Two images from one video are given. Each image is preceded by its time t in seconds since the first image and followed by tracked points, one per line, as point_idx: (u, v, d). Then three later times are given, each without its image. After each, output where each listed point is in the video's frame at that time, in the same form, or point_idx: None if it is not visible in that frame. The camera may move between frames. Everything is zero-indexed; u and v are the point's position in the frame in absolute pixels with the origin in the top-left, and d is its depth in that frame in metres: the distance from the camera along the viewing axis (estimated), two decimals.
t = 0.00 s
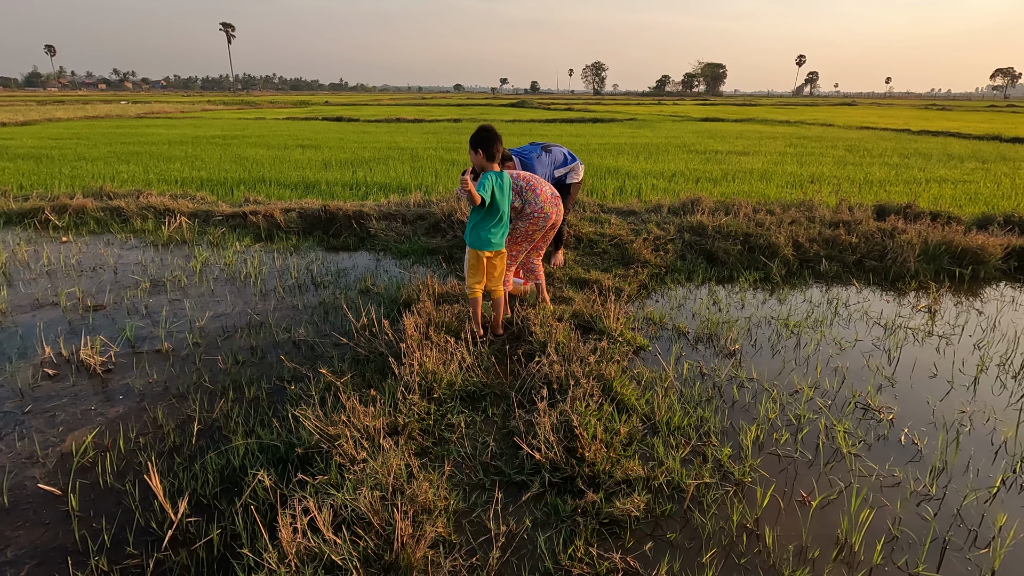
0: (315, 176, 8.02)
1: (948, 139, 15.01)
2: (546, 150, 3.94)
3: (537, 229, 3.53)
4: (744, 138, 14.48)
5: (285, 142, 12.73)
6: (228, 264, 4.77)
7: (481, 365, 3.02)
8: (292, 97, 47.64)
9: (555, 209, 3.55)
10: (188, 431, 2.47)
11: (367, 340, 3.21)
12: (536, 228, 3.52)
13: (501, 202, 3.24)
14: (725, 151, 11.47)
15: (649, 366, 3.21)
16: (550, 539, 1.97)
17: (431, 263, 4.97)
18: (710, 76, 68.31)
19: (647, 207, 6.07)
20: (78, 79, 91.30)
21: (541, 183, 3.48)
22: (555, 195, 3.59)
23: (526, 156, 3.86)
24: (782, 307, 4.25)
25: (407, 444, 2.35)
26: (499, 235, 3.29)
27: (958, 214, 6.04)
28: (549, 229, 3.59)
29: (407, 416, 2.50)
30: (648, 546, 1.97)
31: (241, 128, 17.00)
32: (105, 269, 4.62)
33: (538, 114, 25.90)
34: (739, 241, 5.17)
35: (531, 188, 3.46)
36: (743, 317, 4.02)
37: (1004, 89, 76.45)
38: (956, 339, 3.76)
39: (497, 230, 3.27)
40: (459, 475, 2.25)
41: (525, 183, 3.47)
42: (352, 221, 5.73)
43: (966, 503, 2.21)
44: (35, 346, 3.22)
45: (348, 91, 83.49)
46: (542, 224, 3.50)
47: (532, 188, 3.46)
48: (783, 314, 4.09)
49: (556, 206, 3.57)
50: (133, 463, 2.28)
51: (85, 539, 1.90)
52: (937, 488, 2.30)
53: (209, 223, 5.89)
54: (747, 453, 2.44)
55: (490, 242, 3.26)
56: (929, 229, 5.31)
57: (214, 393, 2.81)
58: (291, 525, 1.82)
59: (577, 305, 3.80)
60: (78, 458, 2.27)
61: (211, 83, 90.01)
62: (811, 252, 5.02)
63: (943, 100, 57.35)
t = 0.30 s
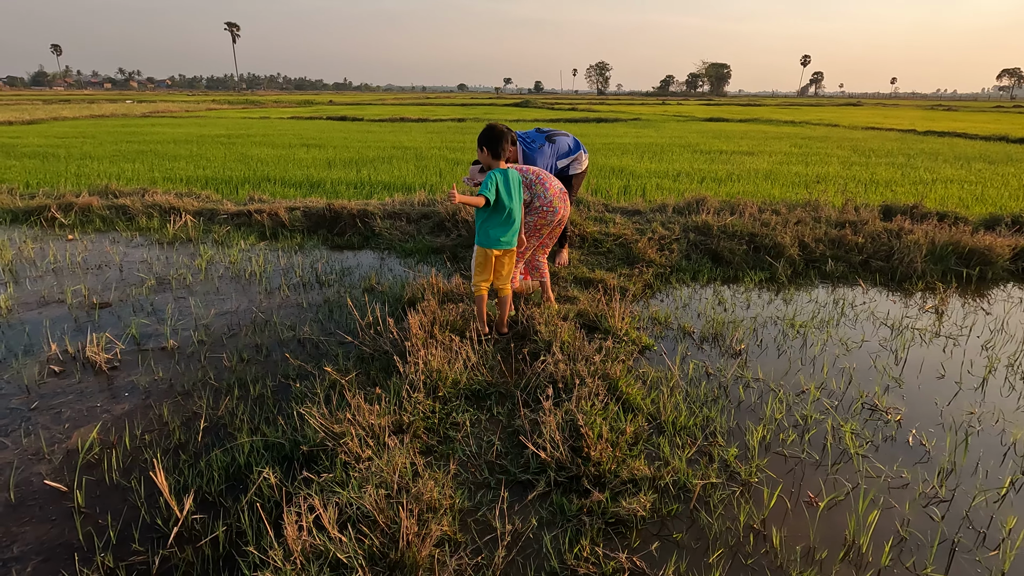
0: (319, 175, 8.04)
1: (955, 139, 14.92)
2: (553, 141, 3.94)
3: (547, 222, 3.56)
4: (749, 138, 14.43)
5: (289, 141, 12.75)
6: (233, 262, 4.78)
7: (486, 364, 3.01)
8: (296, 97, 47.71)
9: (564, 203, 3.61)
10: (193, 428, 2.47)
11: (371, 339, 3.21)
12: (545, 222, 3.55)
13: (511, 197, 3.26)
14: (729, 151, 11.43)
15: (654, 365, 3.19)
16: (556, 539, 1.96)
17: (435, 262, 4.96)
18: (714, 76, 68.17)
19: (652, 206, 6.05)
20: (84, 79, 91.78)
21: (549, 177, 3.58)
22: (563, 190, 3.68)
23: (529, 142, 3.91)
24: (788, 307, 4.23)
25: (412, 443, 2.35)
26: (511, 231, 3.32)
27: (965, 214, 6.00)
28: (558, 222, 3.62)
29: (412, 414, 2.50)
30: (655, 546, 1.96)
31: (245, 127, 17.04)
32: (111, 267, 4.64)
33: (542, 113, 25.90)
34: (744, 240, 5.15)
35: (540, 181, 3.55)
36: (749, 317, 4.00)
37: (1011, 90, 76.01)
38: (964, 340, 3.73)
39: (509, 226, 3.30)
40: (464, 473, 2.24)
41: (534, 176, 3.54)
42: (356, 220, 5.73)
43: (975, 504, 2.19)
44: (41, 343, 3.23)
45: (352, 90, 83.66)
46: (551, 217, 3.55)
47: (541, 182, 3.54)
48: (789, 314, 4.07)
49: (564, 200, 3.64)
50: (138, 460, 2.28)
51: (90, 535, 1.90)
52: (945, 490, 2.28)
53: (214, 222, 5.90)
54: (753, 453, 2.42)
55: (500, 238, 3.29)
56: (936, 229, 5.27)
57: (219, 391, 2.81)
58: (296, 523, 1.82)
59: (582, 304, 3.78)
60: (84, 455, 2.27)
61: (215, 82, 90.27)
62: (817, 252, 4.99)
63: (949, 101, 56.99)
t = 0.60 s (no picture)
0: (323, 172, 8.01)
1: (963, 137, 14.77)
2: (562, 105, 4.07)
3: (551, 214, 3.53)
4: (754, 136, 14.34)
5: (293, 139, 12.74)
6: (236, 258, 4.76)
7: (490, 359, 2.98)
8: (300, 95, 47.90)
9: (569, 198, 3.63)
10: (195, 423, 2.44)
11: (375, 334, 3.17)
12: (547, 214, 3.52)
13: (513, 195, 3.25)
14: (735, 149, 11.35)
15: (661, 362, 3.15)
16: (563, 536, 1.92)
17: (439, 258, 4.92)
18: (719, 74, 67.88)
19: (657, 203, 5.99)
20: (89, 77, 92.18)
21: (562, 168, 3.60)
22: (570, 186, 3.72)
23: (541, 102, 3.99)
24: (796, 304, 4.18)
25: (416, 439, 2.31)
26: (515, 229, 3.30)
27: (975, 211, 5.92)
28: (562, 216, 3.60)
29: (416, 409, 2.46)
30: (663, 543, 1.92)
31: (249, 125, 17.04)
32: (114, 262, 4.62)
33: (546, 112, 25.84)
34: (751, 237, 5.09)
35: (554, 167, 3.55)
36: (757, 313, 3.95)
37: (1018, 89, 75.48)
38: (975, 337, 3.67)
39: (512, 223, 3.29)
40: (470, 469, 2.20)
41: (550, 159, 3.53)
42: (360, 216, 5.70)
43: (991, 503, 2.14)
44: (43, 338, 3.21)
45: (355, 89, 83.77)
46: (556, 209, 3.53)
47: (551, 171, 3.54)
48: (797, 311, 4.02)
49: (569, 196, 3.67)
50: (140, 455, 2.25)
51: (90, 531, 1.87)
52: (960, 488, 2.23)
53: (217, 218, 5.88)
54: (763, 450, 2.38)
55: (502, 235, 3.30)
56: (945, 226, 5.20)
57: (222, 385, 2.79)
58: (299, 518, 1.78)
59: (587, 301, 3.74)
60: (85, 449, 2.24)
61: (220, 81, 90.53)
62: (825, 249, 4.93)
63: (956, 100, 56.54)
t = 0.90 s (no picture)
0: (329, 168, 7.99)
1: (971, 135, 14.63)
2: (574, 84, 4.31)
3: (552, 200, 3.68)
4: (760, 134, 14.24)
5: (298, 136, 12.71)
6: (243, 253, 4.73)
7: (500, 355, 2.94)
8: (304, 93, 47.91)
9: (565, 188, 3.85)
10: (203, 418, 2.41)
11: (383, 329, 3.14)
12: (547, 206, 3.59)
13: (515, 189, 3.27)
14: (741, 146, 11.27)
15: (674, 358, 3.11)
16: (579, 533, 1.88)
17: (447, 254, 4.88)
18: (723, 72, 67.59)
19: (666, 200, 5.95)
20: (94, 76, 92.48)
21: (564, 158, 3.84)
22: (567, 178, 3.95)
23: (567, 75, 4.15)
24: (808, 300, 4.12)
25: (427, 434, 2.27)
26: (517, 227, 3.28)
27: (988, 208, 5.84)
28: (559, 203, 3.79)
29: (427, 404, 2.42)
30: (680, 541, 1.88)
31: (254, 122, 17.04)
32: (120, 257, 4.60)
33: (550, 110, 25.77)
34: (762, 233, 5.04)
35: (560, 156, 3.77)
36: (769, 310, 3.90)
37: None
38: (992, 335, 3.60)
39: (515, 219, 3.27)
40: (482, 465, 2.17)
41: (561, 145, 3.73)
42: (366, 212, 5.67)
43: (1016, 502, 2.08)
44: (50, 331, 3.19)
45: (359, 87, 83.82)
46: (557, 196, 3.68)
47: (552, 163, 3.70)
48: (809, 307, 3.97)
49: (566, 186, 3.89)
50: (148, 449, 2.22)
51: (98, 525, 1.84)
52: (984, 487, 2.17)
53: (223, 213, 5.86)
54: (780, 447, 2.33)
55: (504, 232, 3.31)
56: (959, 223, 5.12)
57: (230, 380, 2.76)
58: (310, 514, 1.75)
59: (597, 296, 3.70)
60: (92, 443, 2.21)
61: (224, 79, 90.72)
62: (836, 246, 4.88)
63: (962, 98, 56.19)
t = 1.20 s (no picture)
0: (334, 166, 7.97)
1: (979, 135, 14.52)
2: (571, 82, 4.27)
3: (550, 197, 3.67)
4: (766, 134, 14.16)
5: (302, 133, 12.70)
6: (248, 250, 4.72)
7: (508, 354, 2.91)
8: (308, 92, 48.04)
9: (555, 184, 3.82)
10: (209, 416, 2.39)
11: (390, 327, 3.11)
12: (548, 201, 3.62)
13: (518, 186, 3.25)
14: (747, 146, 11.21)
15: (683, 358, 3.08)
16: (590, 535, 1.85)
17: (452, 251, 4.86)
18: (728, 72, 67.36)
19: (672, 198, 5.90)
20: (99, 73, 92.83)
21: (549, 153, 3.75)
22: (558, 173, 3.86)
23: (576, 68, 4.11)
24: (817, 301, 4.08)
25: (435, 433, 2.25)
26: (520, 224, 3.25)
27: (998, 209, 5.78)
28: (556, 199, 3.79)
29: (434, 403, 2.40)
30: (693, 544, 1.85)
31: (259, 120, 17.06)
32: (125, 254, 4.59)
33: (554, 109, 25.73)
34: (770, 233, 4.99)
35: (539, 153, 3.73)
36: (778, 310, 3.86)
37: None
38: (1005, 336, 3.55)
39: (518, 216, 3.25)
40: (491, 466, 2.14)
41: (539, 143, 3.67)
42: (371, 209, 5.65)
43: None
44: (56, 328, 3.18)
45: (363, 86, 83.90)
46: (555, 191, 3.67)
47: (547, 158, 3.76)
48: (819, 308, 3.93)
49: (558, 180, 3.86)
50: (154, 447, 2.20)
51: (104, 523, 1.82)
52: (1001, 491, 2.13)
53: (229, 210, 5.85)
54: (793, 449, 2.30)
55: (507, 230, 3.28)
56: (970, 223, 5.07)
57: (236, 377, 2.74)
58: (318, 513, 1.73)
59: (605, 296, 3.66)
60: (98, 441, 2.20)
61: (228, 77, 90.95)
62: (845, 246, 4.83)
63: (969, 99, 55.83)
